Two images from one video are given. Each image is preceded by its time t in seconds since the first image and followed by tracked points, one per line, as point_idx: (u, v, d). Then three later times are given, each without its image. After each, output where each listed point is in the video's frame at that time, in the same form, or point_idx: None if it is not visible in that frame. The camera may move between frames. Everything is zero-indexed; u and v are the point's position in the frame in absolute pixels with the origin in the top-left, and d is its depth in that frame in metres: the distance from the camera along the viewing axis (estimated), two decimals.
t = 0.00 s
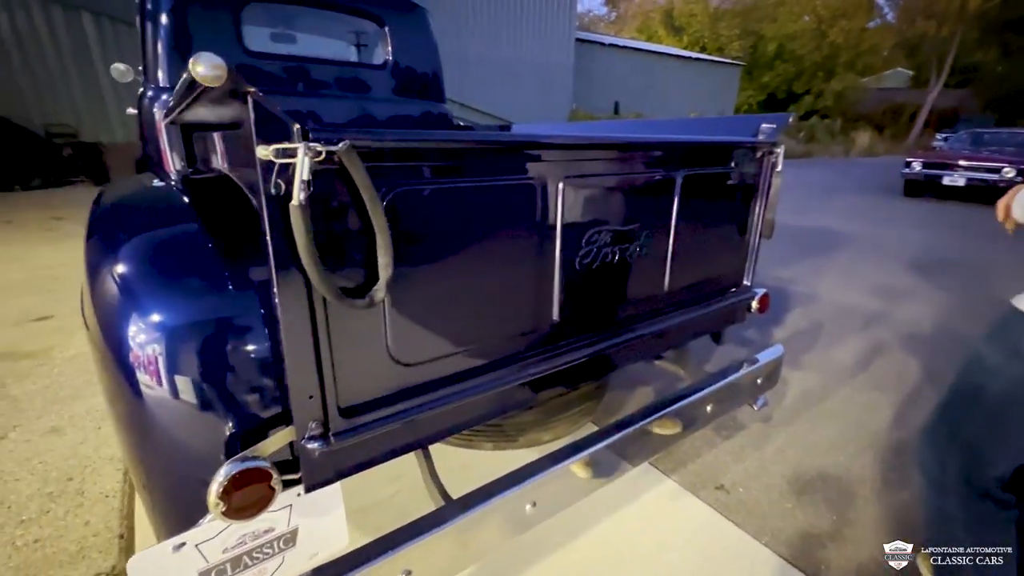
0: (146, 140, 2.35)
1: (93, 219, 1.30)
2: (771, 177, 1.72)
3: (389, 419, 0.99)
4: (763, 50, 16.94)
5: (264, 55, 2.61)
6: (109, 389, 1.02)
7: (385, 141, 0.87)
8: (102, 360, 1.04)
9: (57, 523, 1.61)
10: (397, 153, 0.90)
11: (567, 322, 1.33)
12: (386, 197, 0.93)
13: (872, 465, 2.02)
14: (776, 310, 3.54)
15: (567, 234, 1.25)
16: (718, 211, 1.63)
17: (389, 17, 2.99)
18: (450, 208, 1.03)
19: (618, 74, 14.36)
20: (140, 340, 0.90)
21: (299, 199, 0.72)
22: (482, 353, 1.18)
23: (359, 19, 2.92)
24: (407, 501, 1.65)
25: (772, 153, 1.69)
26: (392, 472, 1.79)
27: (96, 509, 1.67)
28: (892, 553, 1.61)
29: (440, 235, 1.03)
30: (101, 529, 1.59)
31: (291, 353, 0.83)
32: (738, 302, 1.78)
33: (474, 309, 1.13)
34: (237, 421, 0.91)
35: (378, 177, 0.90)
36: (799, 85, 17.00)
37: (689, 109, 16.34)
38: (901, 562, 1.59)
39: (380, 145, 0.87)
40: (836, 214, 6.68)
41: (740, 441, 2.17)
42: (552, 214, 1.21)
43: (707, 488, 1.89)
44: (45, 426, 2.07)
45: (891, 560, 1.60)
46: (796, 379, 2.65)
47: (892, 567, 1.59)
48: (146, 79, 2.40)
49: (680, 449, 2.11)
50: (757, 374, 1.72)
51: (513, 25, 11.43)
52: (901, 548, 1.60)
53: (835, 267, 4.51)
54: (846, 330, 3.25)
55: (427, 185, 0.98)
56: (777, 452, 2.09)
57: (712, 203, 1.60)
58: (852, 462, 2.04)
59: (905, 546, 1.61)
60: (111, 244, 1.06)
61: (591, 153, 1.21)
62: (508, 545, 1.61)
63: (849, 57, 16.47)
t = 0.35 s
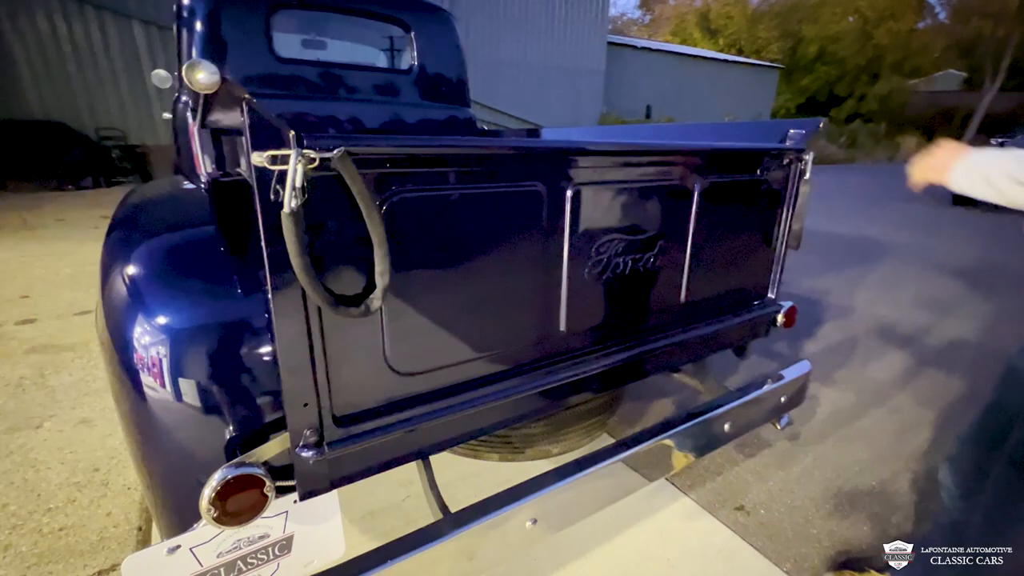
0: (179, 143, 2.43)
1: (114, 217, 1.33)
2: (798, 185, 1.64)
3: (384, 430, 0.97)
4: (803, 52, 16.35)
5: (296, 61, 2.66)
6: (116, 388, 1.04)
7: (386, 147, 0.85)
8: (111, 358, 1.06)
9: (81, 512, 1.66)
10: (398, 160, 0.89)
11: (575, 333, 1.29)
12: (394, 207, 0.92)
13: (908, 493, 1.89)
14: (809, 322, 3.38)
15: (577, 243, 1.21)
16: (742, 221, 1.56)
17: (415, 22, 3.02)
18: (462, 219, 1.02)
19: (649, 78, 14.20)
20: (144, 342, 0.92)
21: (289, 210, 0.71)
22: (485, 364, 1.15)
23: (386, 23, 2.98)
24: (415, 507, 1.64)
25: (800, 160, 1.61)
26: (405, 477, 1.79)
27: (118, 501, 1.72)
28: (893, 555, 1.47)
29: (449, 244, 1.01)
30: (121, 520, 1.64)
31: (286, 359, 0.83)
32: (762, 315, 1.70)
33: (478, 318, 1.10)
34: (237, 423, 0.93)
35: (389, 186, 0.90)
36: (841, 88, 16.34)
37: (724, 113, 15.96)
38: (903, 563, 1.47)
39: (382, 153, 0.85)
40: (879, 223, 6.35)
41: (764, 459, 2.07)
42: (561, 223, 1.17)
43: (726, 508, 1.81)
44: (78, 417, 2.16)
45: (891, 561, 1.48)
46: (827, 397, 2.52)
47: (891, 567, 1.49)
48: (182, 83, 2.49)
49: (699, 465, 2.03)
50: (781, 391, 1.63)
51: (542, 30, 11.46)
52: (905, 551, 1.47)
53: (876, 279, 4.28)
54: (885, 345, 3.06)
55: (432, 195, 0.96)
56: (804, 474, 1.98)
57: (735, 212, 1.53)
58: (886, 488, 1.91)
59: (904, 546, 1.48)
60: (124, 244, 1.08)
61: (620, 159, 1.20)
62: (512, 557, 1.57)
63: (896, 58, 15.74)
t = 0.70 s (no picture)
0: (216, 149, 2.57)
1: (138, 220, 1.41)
2: (808, 198, 1.62)
3: (370, 432, 1.01)
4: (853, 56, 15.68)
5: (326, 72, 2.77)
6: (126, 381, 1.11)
7: (373, 161, 0.91)
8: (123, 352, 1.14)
9: (110, 495, 1.78)
10: (384, 171, 0.94)
11: (566, 344, 1.31)
12: (422, 212, 1.02)
13: (934, 523, 1.79)
14: (842, 339, 3.23)
15: (565, 255, 1.24)
16: (742, 235, 1.55)
17: (440, 32, 3.09)
18: (463, 228, 1.08)
19: (687, 84, 13.98)
20: (151, 340, 0.98)
21: (269, 217, 0.76)
22: (473, 372, 1.18)
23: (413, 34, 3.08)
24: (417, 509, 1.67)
25: (813, 172, 1.59)
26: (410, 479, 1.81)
27: (143, 487, 1.82)
28: (892, 553, 1.65)
29: (447, 252, 1.07)
30: (144, 506, 1.74)
31: (275, 359, 0.89)
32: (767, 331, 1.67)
33: (465, 326, 1.14)
34: (235, 420, 0.99)
35: (419, 191, 0.99)
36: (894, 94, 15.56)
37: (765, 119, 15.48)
38: (904, 563, 1.62)
39: (374, 166, 0.92)
40: (929, 236, 6.00)
41: (779, 479, 2.00)
42: (552, 236, 1.20)
43: (735, 528, 1.75)
44: (113, 406, 2.30)
45: (893, 561, 1.63)
46: (855, 418, 2.40)
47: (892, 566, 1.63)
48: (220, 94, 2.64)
49: (710, 482, 1.97)
50: (793, 410, 1.58)
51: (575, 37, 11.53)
52: (906, 550, 1.64)
53: (920, 295, 4.04)
54: (923, 367, 2.90)
55: (446, 201, 1.04)
56: (822, 497, 1.90)
57: (733, 226, 1.53)
58: (911, 517, 1.81)
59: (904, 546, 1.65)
60: (140, 246, 1.15)
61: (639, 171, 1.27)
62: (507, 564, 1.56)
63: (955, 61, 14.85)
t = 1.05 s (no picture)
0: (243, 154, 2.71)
1: (160, 217, 1.50)
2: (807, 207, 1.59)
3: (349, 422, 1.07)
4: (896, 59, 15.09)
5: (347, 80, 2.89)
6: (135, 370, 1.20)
7: (378, 169, 0.99)
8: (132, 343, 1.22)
9: (133, 478, 1.90)
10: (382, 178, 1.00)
11: (550, 347, 1.34)
12: (439, 218, 1.10)
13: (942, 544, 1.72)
14: (865, 352, 3.13)
15: (546, 263, 1.26)
16: (736, 243, 1.55)
17: (459, 41, 3.16)
18: (460, 232, 1.14)
19: (719, 88, 13.73)
20: (156, 333, 1.07)
21: (252, 222, 0.84)
22: (456, 370, 1.22)
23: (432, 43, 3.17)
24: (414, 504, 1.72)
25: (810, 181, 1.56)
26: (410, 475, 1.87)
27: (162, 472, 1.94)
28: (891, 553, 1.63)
29: (436, 254, 1.12)
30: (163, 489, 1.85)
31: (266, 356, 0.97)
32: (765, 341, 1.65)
33: (451, 328, 1.19)
34: (233, 410, 1.07)
35: (443, 198, 1.09)
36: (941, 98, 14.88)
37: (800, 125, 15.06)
38: (902, 562, 1.63)
39: (379, 175, 0.99)
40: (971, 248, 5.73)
41: (782, 492, 1.97)
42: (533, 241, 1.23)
43: (730, 538, 1.74)
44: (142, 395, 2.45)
45: (892, 561, 1.64)
46: (870, 433, 2.32)
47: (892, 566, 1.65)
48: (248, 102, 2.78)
49: (710, 492, 1.96)
50: (785, 421, 1.56)
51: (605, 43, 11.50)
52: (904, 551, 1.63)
53: (953, 309, 3.87)
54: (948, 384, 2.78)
55: (469, 205, 1.12)
56: (825, 513, 1.85)
57: (721, 234, 1.52)
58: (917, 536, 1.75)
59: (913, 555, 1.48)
60: (153, 244, 1.24)
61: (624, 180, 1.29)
62: (498, 561, 1.59)
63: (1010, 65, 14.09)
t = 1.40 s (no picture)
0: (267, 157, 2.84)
1: (186, 213, 1.61)
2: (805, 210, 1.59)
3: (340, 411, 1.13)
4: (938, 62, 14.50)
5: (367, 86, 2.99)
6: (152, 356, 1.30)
7: (380, 172, 1.06)
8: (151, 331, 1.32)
9: (156, 462, 2.01)
10: (394, 180, 1.08)
11: (542, 346, 1.37)
12: (465, 220, 1.19)
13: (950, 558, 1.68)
14: (885, 362, 3.05)
15: (533, 266, 1.30)
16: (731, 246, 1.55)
17: (476, 48, 3.23)
18: (479, 234, 1.21)
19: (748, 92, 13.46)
20: (172, 322, 1.15)
21: (249, 219, 0.93)
22: (452, 363, 1.27)
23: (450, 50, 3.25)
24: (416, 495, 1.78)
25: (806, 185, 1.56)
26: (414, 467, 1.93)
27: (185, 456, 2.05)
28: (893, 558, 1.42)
29: (441, 254, 1.19)
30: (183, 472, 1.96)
31: (263, 347, 1.05)
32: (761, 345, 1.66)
33: (448, 324, 1.24)
34: (237, 396, 1.15)
35: (464, 199, 1.16)
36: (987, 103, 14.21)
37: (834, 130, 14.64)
38: (901, 562, 1.51)
39: (376, 176, 1.05)
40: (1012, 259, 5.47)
41: (786, 499, 1.95)
42: (521, 243, 1.26)
43: (728, 543, 1.74)
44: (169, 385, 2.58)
45: (892, 561, 1.52)
46: (884, 445, 2.27)
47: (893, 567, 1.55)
48: (273, 108, 2.91)
49: (711, 496, 1.95)
50: (779, 425, 1.57)
51: (631, 46, 11.45)
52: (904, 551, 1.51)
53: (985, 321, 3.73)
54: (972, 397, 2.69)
55: (489, 206, 1.19)
56: (829, 522, 1.83)
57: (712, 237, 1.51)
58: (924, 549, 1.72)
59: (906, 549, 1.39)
60: (175, 238, 1.34)
61: (622, 183, 1.32)
62: (493, 553, 1.63)
63: None
